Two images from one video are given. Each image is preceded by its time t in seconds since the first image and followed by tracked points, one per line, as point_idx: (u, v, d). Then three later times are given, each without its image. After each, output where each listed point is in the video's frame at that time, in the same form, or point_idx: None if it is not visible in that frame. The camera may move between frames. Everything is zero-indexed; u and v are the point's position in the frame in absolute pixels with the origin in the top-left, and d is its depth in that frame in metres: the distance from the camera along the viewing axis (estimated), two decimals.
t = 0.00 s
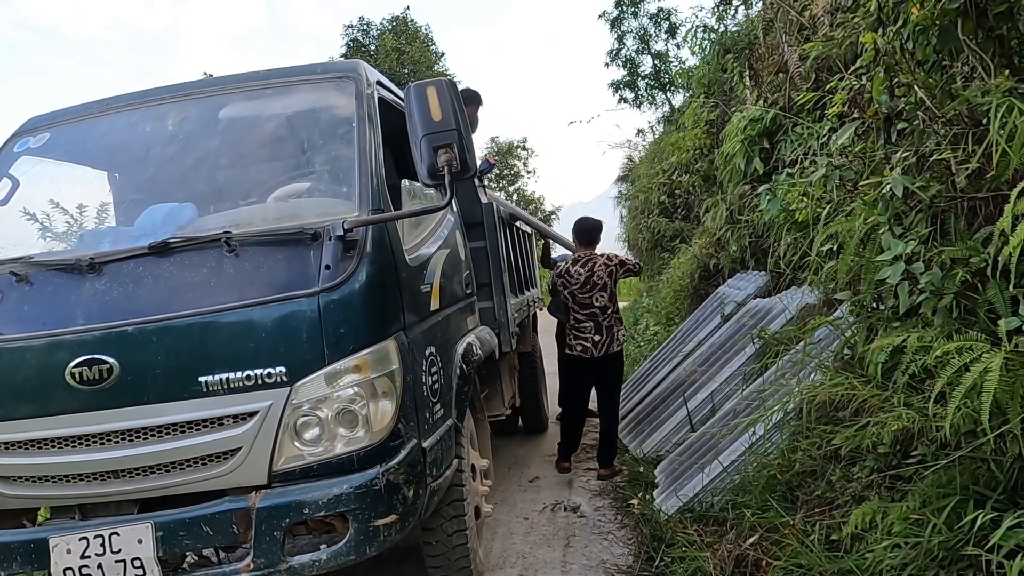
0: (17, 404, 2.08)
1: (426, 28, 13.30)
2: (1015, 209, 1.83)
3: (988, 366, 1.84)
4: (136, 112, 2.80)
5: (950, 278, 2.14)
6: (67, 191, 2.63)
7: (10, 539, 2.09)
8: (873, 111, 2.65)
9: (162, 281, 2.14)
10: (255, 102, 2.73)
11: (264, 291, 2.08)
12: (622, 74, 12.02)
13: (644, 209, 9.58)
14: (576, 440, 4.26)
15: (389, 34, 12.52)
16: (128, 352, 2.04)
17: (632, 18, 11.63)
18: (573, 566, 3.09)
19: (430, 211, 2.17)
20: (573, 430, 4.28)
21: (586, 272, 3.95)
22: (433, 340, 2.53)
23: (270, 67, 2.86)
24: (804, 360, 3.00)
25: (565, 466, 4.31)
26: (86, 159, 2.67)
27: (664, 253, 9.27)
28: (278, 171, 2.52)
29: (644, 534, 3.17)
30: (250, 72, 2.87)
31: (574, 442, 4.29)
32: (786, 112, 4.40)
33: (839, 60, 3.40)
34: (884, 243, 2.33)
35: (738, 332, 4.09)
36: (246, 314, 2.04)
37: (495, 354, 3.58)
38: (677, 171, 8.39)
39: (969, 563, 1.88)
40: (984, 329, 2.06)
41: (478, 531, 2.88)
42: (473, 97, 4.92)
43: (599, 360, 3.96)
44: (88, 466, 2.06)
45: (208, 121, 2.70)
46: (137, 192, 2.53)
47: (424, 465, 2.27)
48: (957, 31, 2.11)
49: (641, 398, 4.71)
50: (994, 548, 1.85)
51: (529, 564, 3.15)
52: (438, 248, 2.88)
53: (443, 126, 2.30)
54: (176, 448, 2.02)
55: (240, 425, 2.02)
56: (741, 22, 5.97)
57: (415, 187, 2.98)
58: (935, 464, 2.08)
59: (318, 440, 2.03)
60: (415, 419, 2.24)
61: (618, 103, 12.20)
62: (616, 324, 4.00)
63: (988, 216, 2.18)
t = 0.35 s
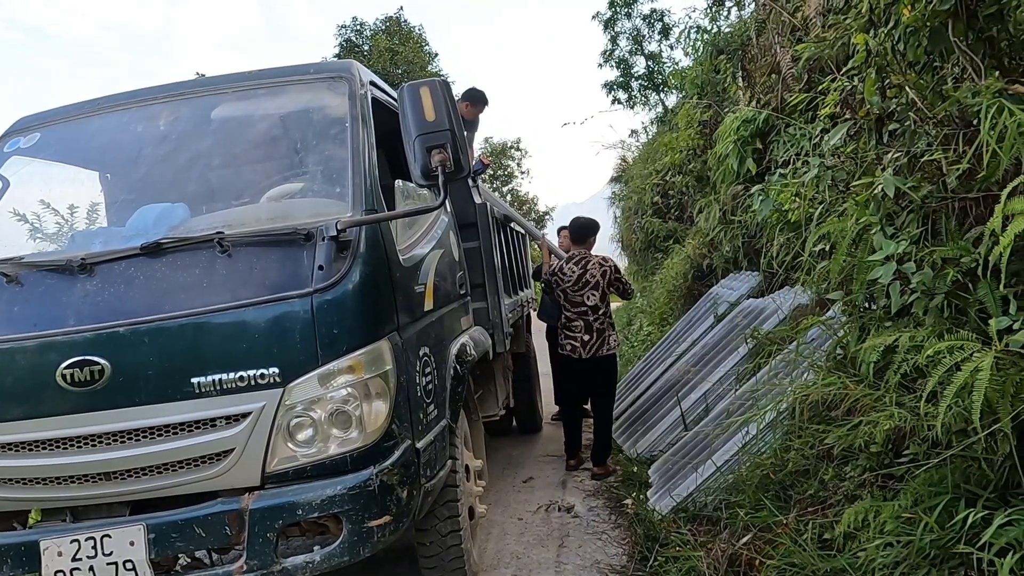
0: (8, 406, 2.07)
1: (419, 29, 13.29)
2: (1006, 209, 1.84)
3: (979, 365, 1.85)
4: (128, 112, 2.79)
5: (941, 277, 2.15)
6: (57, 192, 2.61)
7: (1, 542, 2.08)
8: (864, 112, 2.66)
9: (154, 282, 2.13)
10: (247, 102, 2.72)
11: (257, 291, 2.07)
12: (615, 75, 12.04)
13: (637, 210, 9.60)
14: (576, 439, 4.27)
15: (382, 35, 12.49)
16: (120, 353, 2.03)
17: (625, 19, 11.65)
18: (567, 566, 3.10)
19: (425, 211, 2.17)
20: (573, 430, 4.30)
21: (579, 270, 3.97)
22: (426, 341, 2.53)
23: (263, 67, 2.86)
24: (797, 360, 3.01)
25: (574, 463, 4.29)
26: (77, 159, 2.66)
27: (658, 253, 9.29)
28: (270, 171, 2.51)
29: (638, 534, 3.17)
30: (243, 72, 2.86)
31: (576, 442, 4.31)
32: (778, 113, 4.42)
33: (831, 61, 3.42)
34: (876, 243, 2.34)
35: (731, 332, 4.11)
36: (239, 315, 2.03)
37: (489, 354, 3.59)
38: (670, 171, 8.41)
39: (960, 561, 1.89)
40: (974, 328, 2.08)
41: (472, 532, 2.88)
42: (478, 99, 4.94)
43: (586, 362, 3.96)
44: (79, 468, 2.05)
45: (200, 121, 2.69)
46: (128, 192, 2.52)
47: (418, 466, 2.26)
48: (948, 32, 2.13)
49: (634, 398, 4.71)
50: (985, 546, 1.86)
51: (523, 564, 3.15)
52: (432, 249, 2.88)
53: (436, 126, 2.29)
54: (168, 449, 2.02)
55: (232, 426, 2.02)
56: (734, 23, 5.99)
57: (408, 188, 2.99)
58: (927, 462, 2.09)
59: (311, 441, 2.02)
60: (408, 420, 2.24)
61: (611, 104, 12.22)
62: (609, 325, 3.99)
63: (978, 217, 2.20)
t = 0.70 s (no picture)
0: (8, 406, 2.07)
1: (419, 28, 13.29)
2: (1006, 208, 1.84)
3: (980, 365, 1.85)
4: (128, 112, 2.79)
5: (941, 277, 2.15)
6: (58, 192, 2.61)
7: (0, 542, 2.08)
8: (864, 112, 2.65)
9: (153, 282, 2.13)
10: (247, 102, 2.72)
11: (258, 291, 2.07)
12: (615, 75, 12.04)
13: (637, 210, 9.59)
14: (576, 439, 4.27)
15: (383, 35, 12.48)
16: (120, 353, 2.03)
17: (625, 18, 11.65)
18: (567, 566, 3.10)
19: (425, 211, 2.17)
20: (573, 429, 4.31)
21: (574, 271, 3.98)
22: (427, 341, 2.53)
23: (263, 67, 2.86)
24: (797, 360, 3.01)
25: (575, 463, 4.28)
26: (77, 159, 2.66)
27: (658, 253, 9.30)
28: (270, 171, 2.51)
29: (638, 534, 3.18)
30: (242, 72, 2.86)
31: (576, 443, 4.30)
32: (778, 113, 4.42)
33: (831, 61, 3.42)
34: (876, 243, 2.34)
35: (731, 332, 4.11)
36: (239, 314, 2.03)
37: (489, 354, 3.58)
38: (670, 171, 8.42)
39: (961, 561, 1.89)
40: (974, 328, 2.08)
41: (472, 532, 2.88)
42: (487, 99, 4.95)
43: (578, 361, 3.97)
44: (79, 468, 2.05)
45: (200, 121, 2.69)
46: (128, 192, 2.52)
47: (418, 466, 2.26)
48: (948, 32, 2.13)
49: (634, 398, 4.71)
50: (985, 545, 1.86)
51: (523, 564, 3.15)
52: (432, 249, 2.87)
53: (436, 126, 2.29)
54: (168, 449, 2.02)
55: (232, 426, 2.02)
56: (734, 23, 5.98)
57: (408, 188, 2.99)
58: (928, 462, 2.09)
59: (311, 441, 2.02)
60: (408, 420, 2.24)
61: (612, 104, 12.22)
62: (600, 327, 4.00)
63: (979, 216, 2.20)
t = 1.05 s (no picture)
0: (6, 407, 2.07)
1: (418, 29, 13.28)
2: (1005, 209, 1.83)
3: (978, 365, 1.84)
4: (126, 113, 2.79)
5: (940, 278, 2.14)
6: (57, 192, 2.61)
7: None
8: (863, 112, 2.65)
9: (151, 283, 2.13)
10: (245, 103, 2.72)
11: (256, 292, 2.07)
12: (615, 75, 12.04)
13: (637, 210, 9.58)
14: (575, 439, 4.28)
15: (382, 35, 12.46)
16: (118, 354, 2.03)
17: (624, 19, 11.64)
18: (567, 566, 3.09)
19: (423, 212, 2.17)
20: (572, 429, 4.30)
21: (572, 271, 3.98)
22: (426, 342, 2.53)
23: (261, 68, 2.86)
24: (796, 360, 3.01)
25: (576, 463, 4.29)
26: (75, 160, 2.65)
27: (657, 253, 9.30)
28: (269, 172, 2.51)
29: (637, 535, 3.18)
30: (241, 72, 2.86)
31: (575, 443, 4.31)
32: (778, 113, 4.42)
33: (831, 61, 3.41)
34: (875, 243, 2.33)
35: (731, 333, 4.11)
36: (238, 315, 2.03)
37: (488, 355, 3.58)
38: (670, 171, 8.42)
39: (960, 561, 1.89)
40: (973, 328, 2.07)
41: (471, 532, 2.88)
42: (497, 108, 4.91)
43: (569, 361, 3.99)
44: (77, 469, 2.04)
45: (198, 122, 2.69)
46: (126, 193, 2.52)
47: (417, 467, 2.26)
48: (946, 32, 2.12)
49: (634, 398, 4.71)
50: (985, 546, 1.86)
51: (522, 565, 3.14)
52: (431, 249, 2.87)
53: (435, 127, 2.29)
54: (166, 450, 2.01)
55: (231, 427, 2.01)
56: (734, 23, 5.98)
57: (407, 188, 2.99)
58: (927, 462, 2.09)
59: (309, 442, 2.02)
60: (407, 421, 2.23)
61: (611, 104, 12.22)
62: (594, 329, 4.00)
63: (978, 216, 2.19)
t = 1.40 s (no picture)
0: (2, 410, 2.06)
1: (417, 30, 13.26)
2: (1004, 209, 1.83)
3: (977, 367, 1.84)
4: (122, 114, 2.78)
5: (938, 278, 2.13)
6: (53, 194, 2.59)
7: None
8: (862, 111, 2.63)
9: (147, 285, 2.12)
10: (242, 104, 2.71)
11: (252, 294, 2.06)
12: (614, 76, 12.04)
13: (636, 211, 9.58)
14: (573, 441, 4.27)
15: (381, 36, 12.44)
16: (113, 356, 2.02)
17: (623, 19, 11.64)
18: (565, 568, 3.08)
19: (419, 214, 2.16)
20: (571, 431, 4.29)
21: (571, 272, 3.96)
22: (423, 343, 2.52)
23: (259, 68, 2.85)
24: (795, 361, 3.01)
25: (574, 466, 4.26)
26: (71, 161, 2.64)
27: (656, 253, 9.29)
28: (266, 173, 2.50)
29: (635, 537, 3.17)
30: (237, 73, 2.85)
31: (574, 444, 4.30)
32: (776, 113, 4.41)
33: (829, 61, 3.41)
34: (872, 244, 2.33)
35: (729, 334, 4.11)
36: (234, 317, 2.02)
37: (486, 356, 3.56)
38: (669, 172, 8.41)
39: (959, 564, 1.88)
40: (972, 329, 2.07)
41: (469, 534, 2.87)
42: (504, 116, 4.92)
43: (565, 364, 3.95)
44: (71, 472, 2.03)
45: (195, 123, 2.68)
46: (122, 195, 2.51)
47: (414, 469, 2.25)
48: (944, 32, 2.12)
49: (633, 399, 4.71)
50: (983, 548, 1.85)
51: (520, 567, 3.14)
52: (428, 250, 2.86)
53: (431, 127, 2.28)
54: (161, 453, 2.00)
55: (226, 430, 2.00)
56: (732, 24, 5.98)
57: (405, 189, 2.98)
58: (926, 464, 2.08)
59: (306, 445, 2.01)
60: (403, 423, 2.23)
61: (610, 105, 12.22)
62: (591, 332, 3.94)
63: (976, 217, 2.19)
